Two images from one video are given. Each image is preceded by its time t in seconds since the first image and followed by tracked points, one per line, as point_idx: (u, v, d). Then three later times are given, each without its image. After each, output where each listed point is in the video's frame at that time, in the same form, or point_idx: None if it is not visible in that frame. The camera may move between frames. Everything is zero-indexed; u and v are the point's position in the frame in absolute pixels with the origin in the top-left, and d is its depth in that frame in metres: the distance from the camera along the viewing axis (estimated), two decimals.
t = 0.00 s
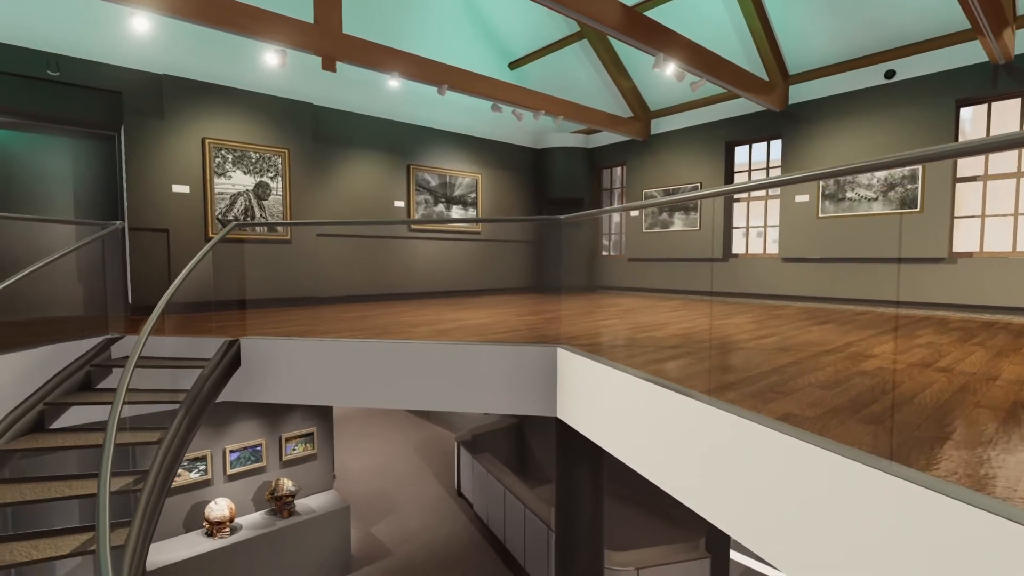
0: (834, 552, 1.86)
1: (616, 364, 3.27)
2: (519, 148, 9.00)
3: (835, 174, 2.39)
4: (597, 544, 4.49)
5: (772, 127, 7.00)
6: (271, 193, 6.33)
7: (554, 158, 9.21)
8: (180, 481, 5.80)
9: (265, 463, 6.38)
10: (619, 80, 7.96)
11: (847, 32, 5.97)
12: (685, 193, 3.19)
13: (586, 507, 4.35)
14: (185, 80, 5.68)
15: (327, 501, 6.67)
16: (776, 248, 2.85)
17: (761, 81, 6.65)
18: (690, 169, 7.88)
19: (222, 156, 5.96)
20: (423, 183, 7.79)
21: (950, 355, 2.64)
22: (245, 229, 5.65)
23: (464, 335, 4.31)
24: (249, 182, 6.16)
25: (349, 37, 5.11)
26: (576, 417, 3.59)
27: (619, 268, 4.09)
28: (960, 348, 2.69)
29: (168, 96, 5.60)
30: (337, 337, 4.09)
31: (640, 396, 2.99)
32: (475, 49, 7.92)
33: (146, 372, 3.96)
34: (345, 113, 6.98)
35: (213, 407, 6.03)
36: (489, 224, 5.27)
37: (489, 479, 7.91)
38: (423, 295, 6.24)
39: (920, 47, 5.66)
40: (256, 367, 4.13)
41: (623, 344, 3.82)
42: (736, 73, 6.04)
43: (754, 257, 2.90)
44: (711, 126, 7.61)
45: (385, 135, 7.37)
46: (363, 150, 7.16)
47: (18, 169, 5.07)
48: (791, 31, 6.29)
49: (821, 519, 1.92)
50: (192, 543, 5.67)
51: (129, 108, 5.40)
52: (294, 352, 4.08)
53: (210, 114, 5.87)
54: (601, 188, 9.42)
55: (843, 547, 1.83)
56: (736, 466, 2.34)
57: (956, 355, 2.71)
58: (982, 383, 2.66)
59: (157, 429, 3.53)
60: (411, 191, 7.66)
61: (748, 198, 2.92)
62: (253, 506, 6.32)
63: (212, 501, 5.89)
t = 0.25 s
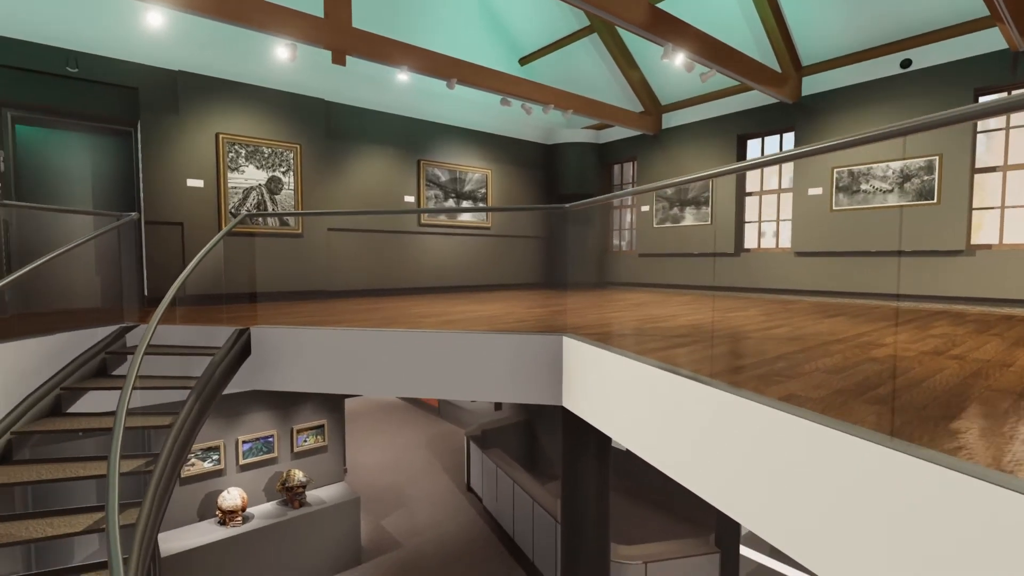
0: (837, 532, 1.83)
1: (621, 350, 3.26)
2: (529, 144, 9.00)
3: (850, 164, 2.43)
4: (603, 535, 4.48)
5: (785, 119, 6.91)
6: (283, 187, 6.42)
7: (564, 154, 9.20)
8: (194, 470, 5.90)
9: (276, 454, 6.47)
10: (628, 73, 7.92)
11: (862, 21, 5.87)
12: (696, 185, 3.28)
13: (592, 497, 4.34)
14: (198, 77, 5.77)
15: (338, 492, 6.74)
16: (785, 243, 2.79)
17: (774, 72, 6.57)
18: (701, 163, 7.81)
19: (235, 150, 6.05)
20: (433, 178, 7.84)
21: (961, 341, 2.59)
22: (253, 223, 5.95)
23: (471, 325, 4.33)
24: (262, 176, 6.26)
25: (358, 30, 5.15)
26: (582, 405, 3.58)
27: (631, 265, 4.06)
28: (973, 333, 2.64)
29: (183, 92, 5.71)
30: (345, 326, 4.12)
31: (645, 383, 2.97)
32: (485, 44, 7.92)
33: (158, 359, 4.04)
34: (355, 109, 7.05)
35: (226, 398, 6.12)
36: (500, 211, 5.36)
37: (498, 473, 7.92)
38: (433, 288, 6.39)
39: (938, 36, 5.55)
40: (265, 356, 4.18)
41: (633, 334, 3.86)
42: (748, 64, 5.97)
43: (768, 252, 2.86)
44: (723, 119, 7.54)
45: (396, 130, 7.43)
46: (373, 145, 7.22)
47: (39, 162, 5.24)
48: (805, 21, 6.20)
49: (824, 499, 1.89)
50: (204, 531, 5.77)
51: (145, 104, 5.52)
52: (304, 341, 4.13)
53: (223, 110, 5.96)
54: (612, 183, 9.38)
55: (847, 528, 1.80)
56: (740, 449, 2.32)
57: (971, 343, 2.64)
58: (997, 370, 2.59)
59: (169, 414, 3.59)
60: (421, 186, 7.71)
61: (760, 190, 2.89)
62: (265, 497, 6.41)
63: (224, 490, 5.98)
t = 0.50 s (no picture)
0: (838, 511, 1.80)
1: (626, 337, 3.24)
2: (539, 139, 9.00)
3: (863, 156, 2.31)
4: (609, 524, 4.47)
5: (798, 112, 6.82)
6: (295, 182, 6.50)
7: (575, 149, 9.18)
8: (208, 460, 6.01)
9: (288, 445, 6.56)
10: (638, 65, 7.84)
11: (877, 10, 5.76)
12: (709, 176, 3.25)
13: (597, 486, 4.33)
14: (211, 73, 5.87)
15: (348, 484, 6.81)
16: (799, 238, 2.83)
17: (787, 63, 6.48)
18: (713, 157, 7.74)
19: (248, 146, 6.15)
20: (443, 174, 7.89)
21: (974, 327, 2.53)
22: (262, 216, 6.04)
23: (477, 315, 4.35)
24: (274, 171, 6.35)
25: (367, 24, 5.19)
26: (587, 393, 3.57)
27: (642, 260, 4.12)
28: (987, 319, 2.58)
29: (197, 88, 5.81)
30: (353, 315, 4.16)
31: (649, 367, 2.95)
32: (495, 39, 7.93)
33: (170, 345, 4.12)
34: (365, 104, 7.10)
35: (238, 389, 6.22)
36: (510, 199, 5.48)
37: (507, 468, 7.94)
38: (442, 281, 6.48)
39: (956, 23, 5.43)
40: (275, 345, 4.24)
41: (641, 323, 3.85)
42: (759, 54, 5.89)
43: (782, 245, 2.89)
44: (735, 113, 7.46)
45: (406, 126, 7.48)
46: (384, 141, 7.28)
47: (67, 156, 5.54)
48: (818, 11, 6.10)
49: (826, 478, 1.86)
50: (217, 520, 5.87)
51: (161, 100, 5.63)
52: (313, 329, 4.18)
53: (236, 105, 6.06)
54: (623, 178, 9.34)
55: (847, 506, 1.77)
56: (743, 431, 2.29)
57: (984, 329, 2.58)
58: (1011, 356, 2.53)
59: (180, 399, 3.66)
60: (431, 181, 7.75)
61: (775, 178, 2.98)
62: (276, 487, 6.50)
63: (237, 480, 6.08)
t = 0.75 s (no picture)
0: (844, 489, 1.76)
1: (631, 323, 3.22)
2: (550, 135, 9.00)
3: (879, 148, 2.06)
4: (615, 513, 4.43)
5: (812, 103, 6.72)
6: (307, 177, 6.58)
7: (586, 145, 9.16)
8: (221, 450, 6.10)
9: (300, 437, 6.64)
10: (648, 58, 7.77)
11: None
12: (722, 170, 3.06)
13: (602, 475, 4.30)
14: (225, 69, 5.97)
15: (358, 476, 6.87)
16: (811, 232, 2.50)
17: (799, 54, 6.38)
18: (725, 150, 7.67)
19: (261, 140, 6.24)
20: (453, 169, 7.94)
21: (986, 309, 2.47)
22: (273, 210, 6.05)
23: (484, 304, 4.36)
24: (286, 166, 6.43)
25: (376, 19, 5.24)
26: (593, 381, 3.55)
27: (653, 255, 4.00)
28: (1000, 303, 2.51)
29: (211, 84, 5.91)
30: (360, 305, 4.19)
31: (656, 352, 2.92)
32: (505, 34, 7.95)
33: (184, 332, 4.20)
34: (375, 100, 7.16)
35: (251, 380, 6.31)
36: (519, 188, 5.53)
37: (517, 463, 7.94)
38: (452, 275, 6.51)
39: (975, 9, 5.30)
40: (285, 333, 4.30)
41: (648, 312, 3.83)
42: (771, 44, 5.82)
43: (794, 240, 2.56)
44: (747, 105, 7.37)
45: (417, 121, 7.54)
46: (394, 136, 7.34)
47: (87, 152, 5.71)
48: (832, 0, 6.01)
49: (831, 456, 1.83)
50: (230, 509, 5.97)
51: (176, 95, 5.75)
52: (322, 319, 4.23)
53: (249, 101, 6.15)
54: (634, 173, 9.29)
55: (851, 482, 1.74)
56: (750, 413, 2.26)
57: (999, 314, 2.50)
58: None
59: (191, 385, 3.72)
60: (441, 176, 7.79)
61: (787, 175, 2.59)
62: (288, 478, 6.59)
63: (249, 470, 6.18)
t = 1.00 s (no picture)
0: (840, 462, 1.74)
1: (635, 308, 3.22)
2: (560, 130, 8.98)
3: (901, 136, 1.93)
4: (621, 501, 4.40)
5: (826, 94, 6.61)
6: (318, 171, 6.67)
7: (597, 140, 9.13)
8: (234, 440, 6.21)
9: (311, 428, 6.72)
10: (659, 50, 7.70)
11: None
12: (733, 162, 2.89)
13: (607, 462, 4.27)
14: (239, 65, 6.07)
15: (369, 468, 6.93)
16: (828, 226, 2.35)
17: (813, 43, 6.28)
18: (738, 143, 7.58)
19: (274, 135, 6.34)
20: (463, 164, 7.96)
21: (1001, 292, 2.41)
22: (285, 204, 6.19)
23: (491, 294, 4.38)
24: (298, 161, 6.52)
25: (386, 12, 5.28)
26: (598, 367, 3.55)
27: (665, 249, 4.03)
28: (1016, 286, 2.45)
29: (225, 79, 6.02)
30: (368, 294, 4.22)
31: (658, 336, 2.92)
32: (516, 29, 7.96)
33: (195, 319, 4.29)
34: (386, 95, 7.23)
35: (264, 372, 6.41)
36: (526, 176, 5.66)
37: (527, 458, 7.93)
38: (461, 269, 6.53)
39: None
40: (294, 322, 4.35)
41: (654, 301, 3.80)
42: (783, 33, 5.74)
43: (809, 233, 2.44)
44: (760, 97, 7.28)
45: (427, 117, 7.59)
46: (405, 131, 7.40)
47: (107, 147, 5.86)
48: None
49: (826, 428, 1.82)
50: (243, 497, 6.07)
51: (191, 91, 5.86)
52: (330, 308, 4.28)
53: (262, 96, 6.25)
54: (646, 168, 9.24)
55: (846, 453, 1.72)
56: (750, 391, 2.25)
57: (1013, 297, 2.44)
58: None
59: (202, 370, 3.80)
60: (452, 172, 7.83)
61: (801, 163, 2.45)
62: (300, 469, 6.67)
63: (262, 460, 6.27)
